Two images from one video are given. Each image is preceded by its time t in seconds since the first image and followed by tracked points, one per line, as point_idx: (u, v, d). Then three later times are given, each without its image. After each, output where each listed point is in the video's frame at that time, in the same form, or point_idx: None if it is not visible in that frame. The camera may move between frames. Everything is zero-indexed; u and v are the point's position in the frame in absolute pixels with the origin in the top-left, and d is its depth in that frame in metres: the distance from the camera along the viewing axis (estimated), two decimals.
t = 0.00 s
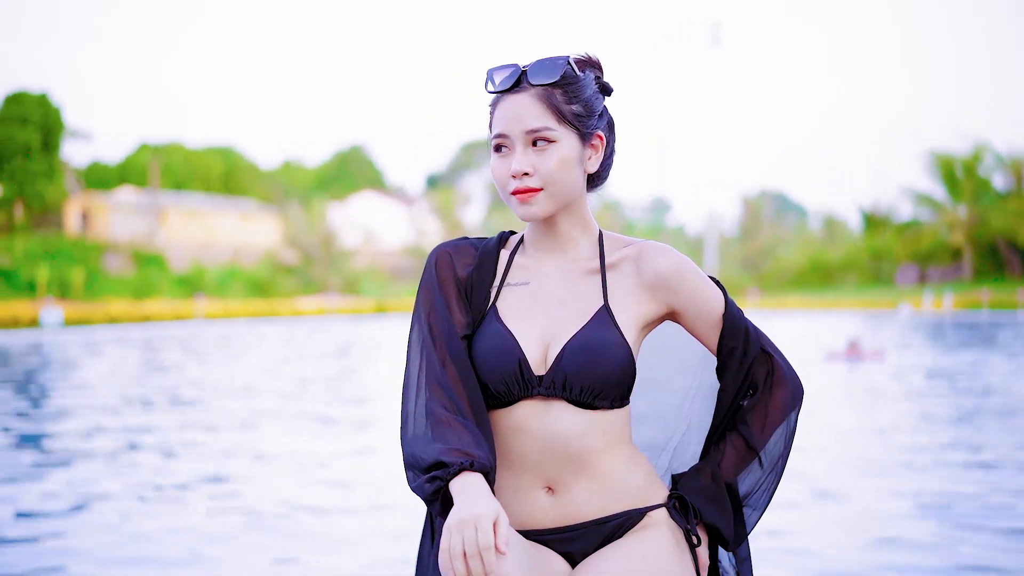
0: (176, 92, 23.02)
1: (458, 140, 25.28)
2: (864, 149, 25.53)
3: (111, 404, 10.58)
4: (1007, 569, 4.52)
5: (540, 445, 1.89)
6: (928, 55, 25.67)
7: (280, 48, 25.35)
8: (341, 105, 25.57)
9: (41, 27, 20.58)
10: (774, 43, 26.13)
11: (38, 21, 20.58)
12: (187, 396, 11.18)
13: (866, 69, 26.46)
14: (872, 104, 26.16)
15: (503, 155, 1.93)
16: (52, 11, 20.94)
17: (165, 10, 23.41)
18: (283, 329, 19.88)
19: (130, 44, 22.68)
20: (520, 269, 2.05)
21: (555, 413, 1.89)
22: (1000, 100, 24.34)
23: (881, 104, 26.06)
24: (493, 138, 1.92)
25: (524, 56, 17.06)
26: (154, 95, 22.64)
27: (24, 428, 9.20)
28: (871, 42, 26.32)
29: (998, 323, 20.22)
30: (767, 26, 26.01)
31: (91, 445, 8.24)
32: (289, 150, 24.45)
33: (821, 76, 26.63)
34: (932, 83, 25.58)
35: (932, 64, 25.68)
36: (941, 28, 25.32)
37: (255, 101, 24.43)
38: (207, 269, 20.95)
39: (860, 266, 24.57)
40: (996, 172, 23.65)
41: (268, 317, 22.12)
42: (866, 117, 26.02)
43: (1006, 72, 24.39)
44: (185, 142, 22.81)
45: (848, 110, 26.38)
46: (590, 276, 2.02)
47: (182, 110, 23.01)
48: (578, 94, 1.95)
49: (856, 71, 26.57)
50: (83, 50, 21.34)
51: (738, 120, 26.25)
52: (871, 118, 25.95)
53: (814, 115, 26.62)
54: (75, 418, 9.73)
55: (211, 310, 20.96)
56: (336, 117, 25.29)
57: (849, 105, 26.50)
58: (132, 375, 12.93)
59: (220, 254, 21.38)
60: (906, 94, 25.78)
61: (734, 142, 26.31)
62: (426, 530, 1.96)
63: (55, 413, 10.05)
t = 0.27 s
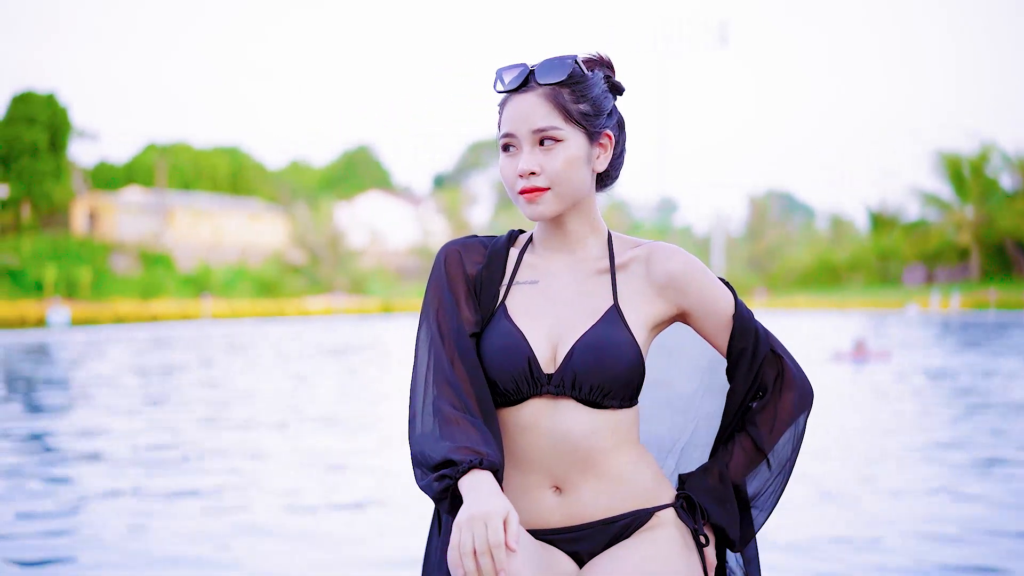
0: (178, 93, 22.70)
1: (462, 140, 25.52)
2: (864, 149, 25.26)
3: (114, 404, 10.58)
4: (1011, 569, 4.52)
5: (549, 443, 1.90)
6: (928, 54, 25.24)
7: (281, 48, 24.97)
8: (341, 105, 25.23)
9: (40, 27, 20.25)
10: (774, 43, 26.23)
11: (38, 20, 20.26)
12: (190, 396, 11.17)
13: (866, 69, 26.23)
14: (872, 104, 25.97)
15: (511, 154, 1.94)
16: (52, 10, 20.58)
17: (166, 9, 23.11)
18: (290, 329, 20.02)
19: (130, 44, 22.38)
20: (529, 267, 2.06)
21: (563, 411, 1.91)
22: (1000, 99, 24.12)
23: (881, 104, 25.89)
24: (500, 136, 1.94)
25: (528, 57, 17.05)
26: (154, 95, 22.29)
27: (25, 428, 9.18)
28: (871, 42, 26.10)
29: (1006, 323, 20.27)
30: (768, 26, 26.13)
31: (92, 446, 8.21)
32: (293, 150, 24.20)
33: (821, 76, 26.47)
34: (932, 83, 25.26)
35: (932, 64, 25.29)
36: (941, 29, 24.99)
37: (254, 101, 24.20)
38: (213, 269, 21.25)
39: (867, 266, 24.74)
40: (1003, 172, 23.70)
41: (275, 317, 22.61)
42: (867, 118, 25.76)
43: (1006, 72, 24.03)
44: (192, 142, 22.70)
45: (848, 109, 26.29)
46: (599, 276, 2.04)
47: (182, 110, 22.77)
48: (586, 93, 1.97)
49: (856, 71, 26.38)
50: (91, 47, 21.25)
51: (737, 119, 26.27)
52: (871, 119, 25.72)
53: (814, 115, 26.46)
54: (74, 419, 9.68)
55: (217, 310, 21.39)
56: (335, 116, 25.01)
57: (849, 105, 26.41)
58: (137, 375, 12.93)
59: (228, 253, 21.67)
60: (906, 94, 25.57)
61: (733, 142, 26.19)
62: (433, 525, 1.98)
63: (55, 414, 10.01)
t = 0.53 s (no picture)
0: (176, 92, 22.53)
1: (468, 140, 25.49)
2: (863, 150, 25.40)
3: (121, 404, 10.62)
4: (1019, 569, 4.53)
5: (559, 442, 1.93)
6: (928, 51, 24.87)
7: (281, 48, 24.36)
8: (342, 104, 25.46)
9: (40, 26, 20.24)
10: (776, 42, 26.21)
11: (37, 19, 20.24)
12: (197, 396, 11.21)
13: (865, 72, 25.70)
14: (871, 104, 25.57)
15: (519, 153, 1.97)
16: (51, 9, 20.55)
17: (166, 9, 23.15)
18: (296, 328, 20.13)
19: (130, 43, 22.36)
20: (539, 265, 2.09)
21: (573, 410, 1.94)
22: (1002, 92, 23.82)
23: (881, 104, 25.51)
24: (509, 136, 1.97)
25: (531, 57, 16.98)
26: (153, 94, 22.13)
27: (30, 429, 9.20)
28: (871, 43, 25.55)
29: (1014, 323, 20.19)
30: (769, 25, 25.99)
31: (98, 447, 8.24)
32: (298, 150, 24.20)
33: (820, 77, 25.86)
34: (934, 82, 24.81)
35: (932, 61, 24.90)
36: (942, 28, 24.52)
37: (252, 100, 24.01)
38: (220, 269, 21.37)
39: (874, 267, 24.89)
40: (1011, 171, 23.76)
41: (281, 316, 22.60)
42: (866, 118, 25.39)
43: (1006, 72, 23.68)
44: (198, 142, 22.76)
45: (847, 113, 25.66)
46: (610, 275, 2.07)
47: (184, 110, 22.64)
48: (594, 92, 2.00)
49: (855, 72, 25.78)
50: (94, 48, 21.25)
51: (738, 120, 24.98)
52: (870, 120, 25.30)
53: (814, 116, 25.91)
54: (80, 420, 9.71)
55: (225, 310, 21.45)
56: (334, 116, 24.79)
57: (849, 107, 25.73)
58: (143, 375, 12.96)
59: (234, 253, 21.69)
60: (906, 94, 25.18)
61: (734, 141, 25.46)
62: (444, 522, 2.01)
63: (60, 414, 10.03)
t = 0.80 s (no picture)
0: (175, 92, 22.14)
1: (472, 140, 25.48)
2: (863, 150, 25.26)
3: (123, 404, 10.61)
4: None
5: (566, 440, 1.94)
6: (928, 51, 24.43)
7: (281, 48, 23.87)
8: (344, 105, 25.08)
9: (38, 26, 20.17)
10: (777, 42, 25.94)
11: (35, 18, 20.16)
12: (199, 396, 11.21)
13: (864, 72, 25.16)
14: (871, 104, 25.13)
15: (525, 154, 1.98)
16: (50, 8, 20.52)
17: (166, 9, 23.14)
18: (302, 328, 20.22)
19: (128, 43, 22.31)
20: (546, 264, 2.10)
21: (581, 409, 1.95)
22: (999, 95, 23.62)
23: (881, 104, 25.06)
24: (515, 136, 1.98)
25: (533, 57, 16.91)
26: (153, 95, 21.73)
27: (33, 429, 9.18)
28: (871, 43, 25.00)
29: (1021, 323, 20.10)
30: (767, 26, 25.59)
31: (99, 447, 8.22)
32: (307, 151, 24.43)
33: (821, 78, 25.23)
34: (933, 81, 24.47)
35: (932, 61, 24.48)
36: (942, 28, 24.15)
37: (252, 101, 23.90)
38: (225, 269, 21.55)
39: (879, 267, 25.31)
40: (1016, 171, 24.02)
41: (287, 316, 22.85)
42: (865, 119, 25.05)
43: (1006, 72, 23.44)
44: (203, 142, 22.74)
45: (846, 114, 25.23)
46: (617, 275, 2.08)
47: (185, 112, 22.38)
48: (600, 91, 2.01)
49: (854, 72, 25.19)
50: (94, 48, 20.81)
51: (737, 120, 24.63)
52: (870, 120, 25.00)
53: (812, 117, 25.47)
54: (81, 420, 9.69)
55: (230, 310, 21.64)
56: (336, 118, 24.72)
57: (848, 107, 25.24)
58: (146, 376, 12.95)
59: (237, 254, 21.95)
60: (906, 95, 24.77)
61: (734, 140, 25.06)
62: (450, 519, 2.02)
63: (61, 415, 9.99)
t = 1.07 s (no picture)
0: (175, 92, 23.03)
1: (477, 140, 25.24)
2: (863, 149, 25.89)
3: (127, 404, 10.65)
4: None
5: (575, 440, 1.95)
6: (928, 51, 25.80)
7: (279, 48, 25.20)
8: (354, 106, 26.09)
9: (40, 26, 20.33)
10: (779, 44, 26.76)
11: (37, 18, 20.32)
12: (204, 396, 11.24)
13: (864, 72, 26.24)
14: (872, 104, 26.24)
15: (531, 153, 1.99)
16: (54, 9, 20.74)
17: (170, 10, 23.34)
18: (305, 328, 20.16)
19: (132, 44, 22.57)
20: (554, 263, 2.11)
21: (590, 408, 1.96)
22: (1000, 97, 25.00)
23: (881, 104, 26.16)
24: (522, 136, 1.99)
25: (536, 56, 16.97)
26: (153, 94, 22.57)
27: (39, 428, 9.24)
28: (871, 42, 25.95)
29: None
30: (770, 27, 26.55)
31: (105, 447, 8.26)
32: (313, 151, 24.62)
33: (820, 77, 25.99)
34: (934, 82, 25.86)
35: (932, 61, 25.86)
36: (941, 27, 25.65)
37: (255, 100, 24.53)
38: (229, 268, 21.34)
39: (884, 267, 24.76)
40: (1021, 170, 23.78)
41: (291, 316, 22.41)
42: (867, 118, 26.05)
43: (1005, 72, 24.90)
44: (210, 142, 23.17)
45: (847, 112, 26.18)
46: (626, 275, 2.09)
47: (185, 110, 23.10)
48: (607, 91, 2.02)
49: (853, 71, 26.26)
50: (93, 48, 21.65)
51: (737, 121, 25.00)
52: (870, 120, 25.99)
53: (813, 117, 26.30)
54: (85, 419, 9.74)
55: (235, 311, 21.23)
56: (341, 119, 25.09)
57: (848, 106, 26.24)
58: (151, 375, 13.00)
59: (241, 254, 21.76)
60: (907, 94, 25.98)
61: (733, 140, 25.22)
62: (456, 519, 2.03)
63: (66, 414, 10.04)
